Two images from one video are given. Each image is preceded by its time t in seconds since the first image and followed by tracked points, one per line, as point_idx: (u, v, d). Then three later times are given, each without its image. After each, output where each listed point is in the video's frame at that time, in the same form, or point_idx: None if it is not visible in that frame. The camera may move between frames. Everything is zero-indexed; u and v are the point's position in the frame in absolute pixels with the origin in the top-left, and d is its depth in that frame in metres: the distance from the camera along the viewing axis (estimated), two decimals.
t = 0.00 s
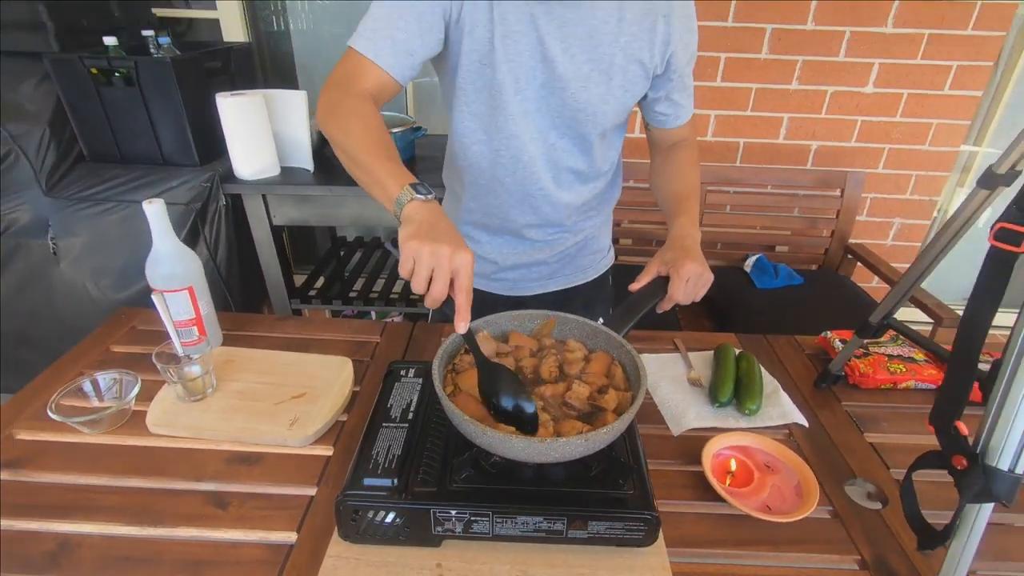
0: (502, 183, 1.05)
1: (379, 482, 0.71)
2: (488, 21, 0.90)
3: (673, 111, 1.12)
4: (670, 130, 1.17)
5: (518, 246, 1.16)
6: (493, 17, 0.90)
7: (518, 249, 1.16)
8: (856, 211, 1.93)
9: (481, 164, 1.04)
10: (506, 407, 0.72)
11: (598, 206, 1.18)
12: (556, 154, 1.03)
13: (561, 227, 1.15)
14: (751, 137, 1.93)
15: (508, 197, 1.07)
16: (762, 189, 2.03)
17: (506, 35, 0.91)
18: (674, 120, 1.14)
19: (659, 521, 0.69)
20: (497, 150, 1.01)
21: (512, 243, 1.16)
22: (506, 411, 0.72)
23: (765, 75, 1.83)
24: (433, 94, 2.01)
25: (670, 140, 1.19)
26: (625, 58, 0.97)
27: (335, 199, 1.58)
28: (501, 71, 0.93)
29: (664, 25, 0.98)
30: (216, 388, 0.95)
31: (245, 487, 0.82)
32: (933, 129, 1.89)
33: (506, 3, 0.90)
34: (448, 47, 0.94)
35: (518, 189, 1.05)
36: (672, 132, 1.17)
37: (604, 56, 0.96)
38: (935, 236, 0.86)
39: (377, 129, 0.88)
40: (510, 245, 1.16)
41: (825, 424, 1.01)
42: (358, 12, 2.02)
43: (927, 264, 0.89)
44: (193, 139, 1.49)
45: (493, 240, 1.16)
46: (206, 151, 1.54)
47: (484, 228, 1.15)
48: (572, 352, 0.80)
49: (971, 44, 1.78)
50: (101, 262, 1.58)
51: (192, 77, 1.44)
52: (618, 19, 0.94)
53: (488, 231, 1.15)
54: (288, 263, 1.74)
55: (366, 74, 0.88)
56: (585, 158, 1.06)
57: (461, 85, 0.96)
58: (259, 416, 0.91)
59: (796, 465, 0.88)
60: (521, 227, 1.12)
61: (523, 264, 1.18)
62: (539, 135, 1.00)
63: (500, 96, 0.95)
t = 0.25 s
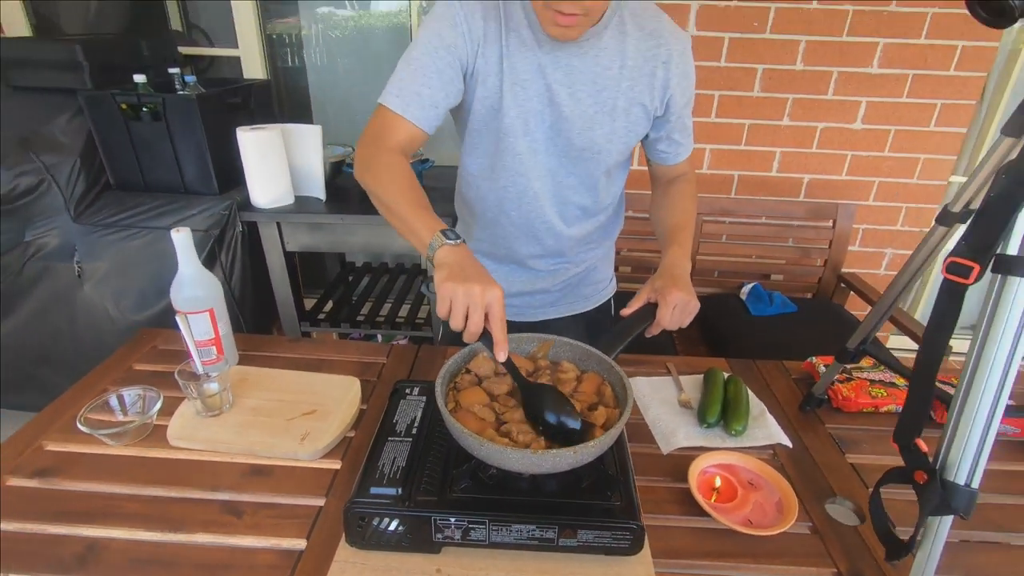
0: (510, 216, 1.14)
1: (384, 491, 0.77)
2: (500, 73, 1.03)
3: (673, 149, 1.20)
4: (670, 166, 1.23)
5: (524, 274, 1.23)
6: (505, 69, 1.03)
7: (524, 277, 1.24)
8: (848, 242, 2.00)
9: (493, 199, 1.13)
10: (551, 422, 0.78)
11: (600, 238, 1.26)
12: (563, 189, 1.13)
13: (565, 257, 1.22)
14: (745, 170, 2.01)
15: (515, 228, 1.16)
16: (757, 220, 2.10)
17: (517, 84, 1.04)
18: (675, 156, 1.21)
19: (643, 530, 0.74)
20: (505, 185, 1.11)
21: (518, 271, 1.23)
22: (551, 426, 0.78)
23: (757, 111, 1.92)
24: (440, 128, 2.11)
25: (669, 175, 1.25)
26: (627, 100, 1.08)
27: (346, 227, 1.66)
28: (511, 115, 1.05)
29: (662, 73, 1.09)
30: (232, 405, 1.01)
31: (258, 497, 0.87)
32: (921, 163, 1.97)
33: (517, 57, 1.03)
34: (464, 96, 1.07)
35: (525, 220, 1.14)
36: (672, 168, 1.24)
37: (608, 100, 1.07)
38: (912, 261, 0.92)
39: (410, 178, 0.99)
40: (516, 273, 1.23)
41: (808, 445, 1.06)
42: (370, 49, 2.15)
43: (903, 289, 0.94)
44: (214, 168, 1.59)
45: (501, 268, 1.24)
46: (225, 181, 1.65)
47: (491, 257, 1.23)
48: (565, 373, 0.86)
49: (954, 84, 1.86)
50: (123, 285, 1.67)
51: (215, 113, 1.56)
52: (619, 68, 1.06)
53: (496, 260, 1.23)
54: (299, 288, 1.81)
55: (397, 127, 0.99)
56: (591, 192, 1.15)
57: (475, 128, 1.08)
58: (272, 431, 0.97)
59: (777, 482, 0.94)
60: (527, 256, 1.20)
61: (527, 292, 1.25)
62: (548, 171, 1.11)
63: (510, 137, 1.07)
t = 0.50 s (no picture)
0: (524, 248, 1.20)
1: (392, 505, 0.81)
2: (517, 115, 1.10)
3: (680, 187, 1.25)
4: (678, 203, 1.29)
5: (536, 303, 1.29)
6: (522, 112, 1.10)
7: (535, 306, 1.29)
8: (845, 272, 2.04)
9: (508, 231, 1.19)
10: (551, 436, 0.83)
11: (610, 270, 1.31)
12: (574, 222, 1.18)
13: (576, 288, 1.28)
14: (744, 202, 2.07)
15: (528, 260, 1.22)
16: (756, 250, 2.15)
17: (533, 125, 1.10)
18: (682, 194, 1.26)
19: (638, 545, 0.78)
20: (519, 219, 1.17)
21: (530, 301, 1.29)
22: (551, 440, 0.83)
23: (754, 146, 1.99)
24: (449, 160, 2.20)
25: (676, 211, 1.31)
26: (638, 141, 1.14)
27: (357, 254, 1.73)
28: (527, 155, 1.11)
29: (671, 116, 1.15)
30: (248, 423, 1.06)
31: (271, 511, 0.91)
32: (915, 197, 2.02)
33: (533, 101, 1.09)
34: (483, 135, 1.14)
35: (538, 253, 1.20)
36: (679, 204, 1.29)
37: (620, 141, 1.14)
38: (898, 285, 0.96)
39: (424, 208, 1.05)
40: (528, 303, 1.29)
41: (801, 468, 1.10)
42: (382, 85, 2.25)
43: (890, 314, 0.98)
44: (234, 198, 1.69)
45: (514, 297, 1.30)
46: (243, 210, 1.73)
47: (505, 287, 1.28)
48: (565, 395, 0.91)
49: (945, 121, 1.93)
50: (142, 309, 1.73)
51: (236, 145, 1.66)
52: (630, 111, 1.13)
53: (510, 290, 1.28)
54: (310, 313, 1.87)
55: (414, 158, 1.06)
56: (603, 228, 1.21)
57: (492, 165, 1.15)
58: (285, 448, 1.01)
59: (769, 503, 0.97)
60: (539, 286, 1.25)
61: (539, 320, 1.30)
62: (560, 206, 1.16)
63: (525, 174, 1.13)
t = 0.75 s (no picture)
0: (530, 272, 1.24)
1: (397, 519, 0.84)
2: (525, 144, 1.15)
3: (686, 216, 1.28)
4: (685, 230, 1.31)
5: (541, 325, 1.33)
6: (530, 141, 1.14)
7: (540, 328, 1.33)
8: (845, 298, 2.07)
9: (514, 254, 1.24)
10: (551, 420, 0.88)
11: (614, 294, 1.34)
12: (578, 248, 1.22)
13: (580, 312, 1.31)
14: (745, 228, 2.11)
15: (534, 283, 1.26)
16: (758, 275, 2.18)
17: (541, 154, 1.15)
18: (689, 221, 1.29)
19: (635, 560, 0.80)
20: (526, 243, 1.21)
21: (536, 323, 1.33)
22: (550, 424, 0.88)
23: (754, 174, 2.04)
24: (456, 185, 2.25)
25: (682, 237, 1.33)
26: (643, 170, 1.18)
27: (366, 275, 1.77)
28: (534, 182, 1.16)
29: (676, 146, 1.18)
30: (257, 439, 1.09)
31: (278, 524, 0.93)
32: (913, 223, 2.06)
33: (541, 131, 1.14)
34: (493, 162, 1.19)
35: (543, 276, 1.24)
36: (686, 231, 1.31)
37: (625, 170, 1.17)
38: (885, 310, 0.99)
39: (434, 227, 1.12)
40: (533, 324, 1.32)
41: (798, 490, 1.11)
42: (393, 112, 2.32)
43: (881, 339, 1.01)
44: (247, 221, 1.75)
45: (520, 318, 1.34)
46: (256, 231, 1.79)
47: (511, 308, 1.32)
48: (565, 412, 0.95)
49: (940, 151, 1.97)
50: (155, 327, 1.78)
51: (251, 170, 1.73)
52: (636, 141, 1.16)
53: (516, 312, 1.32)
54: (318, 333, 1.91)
55: (428, 183, 1.13)
56: (608, 253, 1.24)
57: (501, 191, 1.20)
58: (293, 464, 1.04)
59: (766, 523, 0.99)
60: (544, 308, 1.29)
61: (543, 341, 1.34)
62: (565, 232, 1.20)
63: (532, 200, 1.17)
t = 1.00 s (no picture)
0: (527, 291, 1.28)
1: (402, 531, 0.86)
2: (514, 170, 1.22)
3: (678, 230, 1.30)
4: (677, 245, 1.33)
5: (542, 343, 1.35)
6: (518, 167, 1.22)
7: (541, 345, 1.35)
8: (847, 319, 2.08)
9: (511, 274, 1.29)
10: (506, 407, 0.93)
11: (613, 310, 1.37)
12: (573, 265, 1.26)
13: (580, 328, 1.34)
14: (746, 249, 2.14)
15: (532, 302, 1.29)
16: (759, 296, 2.20)
17: (528, 178, 1.22)
18: (681, 236, 1.31)
19: None
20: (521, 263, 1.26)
21: (536, 341, 1.35)
22: (506, 410, 0.93)
23: (755, 197, 2.07)
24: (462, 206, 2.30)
25: (677, 251, 1.34)
26: (629, 187, 1.22)
27: (373, 293, 1.81)
28: (524, 204, 1.22)
29: (660, 162, 1.23)
30: (264, 453, 1.11)
31: (284, 537, 0.95)
32: (914, 245, 2.08)
33: (527, 155, 1.21)
34: (484, 193, 1.27)
35: (541, 295, 1.28)
36: (678, 246, 1.33)
37: (611, 187, 1.22)
38: (879, 331, 1.02)
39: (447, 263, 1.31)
40: (533, 341, 1.35)
41: (798, 509, 1.12)
42: (400, 134, 2.38)
43: (879, 358, 1.03)
44: (258, 241, 1.79)
45: (522, 337, 1.36)
46: (266, 250, 1.84)
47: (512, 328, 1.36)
48: (567, 429, 0.97)
49: (938, 174, 2.00)
50: (165, 343, 1.81)
51: (263, 190, 1.79)
52: (620, 159, 1.22)
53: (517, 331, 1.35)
54: (324, 350, 1.93)
55: (437, 221, 1.29)
56: (603, 269, 1.27)
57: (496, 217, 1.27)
58: (299, 477, 1.05)
59: (765, 541, 1.00)
60: (544, 326, 1.32)
61: (544, 359, 1.36)
62: (559, 249, 1.25)
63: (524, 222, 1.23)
